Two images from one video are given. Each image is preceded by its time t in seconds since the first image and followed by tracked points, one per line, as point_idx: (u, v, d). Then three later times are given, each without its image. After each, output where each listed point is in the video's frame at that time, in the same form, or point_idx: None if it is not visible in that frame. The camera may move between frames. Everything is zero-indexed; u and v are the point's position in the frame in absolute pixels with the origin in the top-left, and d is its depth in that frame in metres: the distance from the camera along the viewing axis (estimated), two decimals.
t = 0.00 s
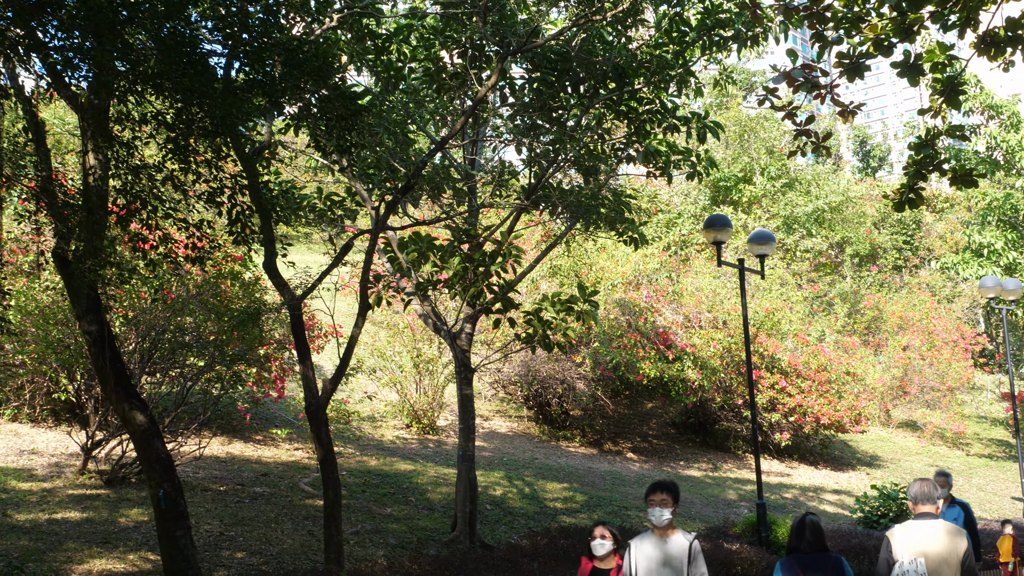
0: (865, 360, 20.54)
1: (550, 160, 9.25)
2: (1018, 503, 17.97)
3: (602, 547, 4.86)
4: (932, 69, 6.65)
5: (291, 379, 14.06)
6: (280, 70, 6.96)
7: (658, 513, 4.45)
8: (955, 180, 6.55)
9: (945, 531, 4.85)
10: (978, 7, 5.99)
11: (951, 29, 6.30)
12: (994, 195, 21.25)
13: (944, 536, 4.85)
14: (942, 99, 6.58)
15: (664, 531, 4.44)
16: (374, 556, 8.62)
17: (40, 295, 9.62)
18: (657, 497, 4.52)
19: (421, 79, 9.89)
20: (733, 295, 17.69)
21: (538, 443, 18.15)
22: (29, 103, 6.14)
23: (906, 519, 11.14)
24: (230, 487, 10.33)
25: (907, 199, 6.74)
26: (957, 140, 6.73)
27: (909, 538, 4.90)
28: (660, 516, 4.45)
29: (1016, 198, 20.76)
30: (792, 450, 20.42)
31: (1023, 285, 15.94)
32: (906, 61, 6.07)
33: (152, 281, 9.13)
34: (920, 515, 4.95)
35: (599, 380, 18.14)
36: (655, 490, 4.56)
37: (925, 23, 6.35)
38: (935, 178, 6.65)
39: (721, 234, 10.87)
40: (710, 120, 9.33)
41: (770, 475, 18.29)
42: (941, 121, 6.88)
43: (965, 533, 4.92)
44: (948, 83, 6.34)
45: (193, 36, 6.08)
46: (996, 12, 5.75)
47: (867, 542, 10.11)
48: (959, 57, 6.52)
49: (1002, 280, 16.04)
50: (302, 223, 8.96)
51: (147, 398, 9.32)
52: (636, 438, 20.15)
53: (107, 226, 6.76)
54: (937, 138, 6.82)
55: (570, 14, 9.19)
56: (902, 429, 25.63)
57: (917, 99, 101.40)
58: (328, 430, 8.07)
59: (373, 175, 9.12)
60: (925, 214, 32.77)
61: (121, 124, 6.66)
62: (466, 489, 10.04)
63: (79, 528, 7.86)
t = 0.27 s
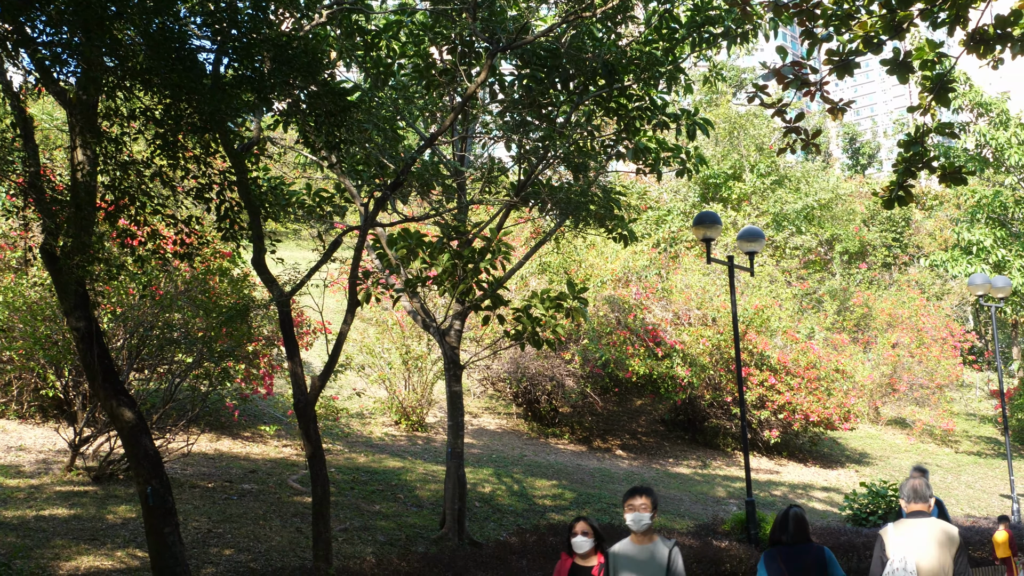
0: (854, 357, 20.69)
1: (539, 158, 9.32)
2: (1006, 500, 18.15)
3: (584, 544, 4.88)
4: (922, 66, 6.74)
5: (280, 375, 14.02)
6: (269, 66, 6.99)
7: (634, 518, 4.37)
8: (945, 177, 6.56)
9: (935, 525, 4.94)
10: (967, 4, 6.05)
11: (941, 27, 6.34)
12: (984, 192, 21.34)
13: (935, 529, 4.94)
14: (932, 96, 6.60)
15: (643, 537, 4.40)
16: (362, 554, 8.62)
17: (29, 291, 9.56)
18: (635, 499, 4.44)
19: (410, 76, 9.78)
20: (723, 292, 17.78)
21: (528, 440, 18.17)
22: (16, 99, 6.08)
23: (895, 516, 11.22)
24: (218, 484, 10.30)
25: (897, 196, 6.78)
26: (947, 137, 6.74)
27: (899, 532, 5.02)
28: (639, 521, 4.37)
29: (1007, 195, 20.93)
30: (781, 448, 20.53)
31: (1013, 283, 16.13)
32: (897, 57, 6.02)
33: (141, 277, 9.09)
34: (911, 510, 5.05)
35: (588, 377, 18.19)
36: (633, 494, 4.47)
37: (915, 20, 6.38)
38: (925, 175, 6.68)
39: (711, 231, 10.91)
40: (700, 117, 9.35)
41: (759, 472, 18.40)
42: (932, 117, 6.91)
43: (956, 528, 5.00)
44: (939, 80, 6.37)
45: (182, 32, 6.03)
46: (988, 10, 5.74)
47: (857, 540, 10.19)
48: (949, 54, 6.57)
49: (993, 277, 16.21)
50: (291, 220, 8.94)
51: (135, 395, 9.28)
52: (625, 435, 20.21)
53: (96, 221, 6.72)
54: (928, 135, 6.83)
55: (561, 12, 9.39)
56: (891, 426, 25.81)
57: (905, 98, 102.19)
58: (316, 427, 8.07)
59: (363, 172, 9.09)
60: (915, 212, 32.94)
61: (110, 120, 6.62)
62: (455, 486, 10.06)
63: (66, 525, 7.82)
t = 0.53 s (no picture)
0: (844, 355, 20.83)
1: (530, 155, 9.30)
2: (995, 499, 18.29)
3: (567, 548, 4.63)
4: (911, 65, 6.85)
5: (270, 373, 13.99)
6: (259, 64, 6.94)
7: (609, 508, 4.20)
8: (934, 175, 6.63)
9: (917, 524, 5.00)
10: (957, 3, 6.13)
11: (931, 25, 6.37)
12: (974, 190, 21.00)
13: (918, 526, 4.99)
14: (921, 95, 6.70)
15: (619, 528, 4.14)
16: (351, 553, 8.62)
17: (17, 288, 9.51)
18: (612, 491, 4.28)
19: (401, 73, 9.84)
20: (713, 290, 17.82)
21: (517, 438, 18.20)
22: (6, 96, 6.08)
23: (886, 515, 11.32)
24: (207, 482, 10.28)
25: (887, 195, 6.84)
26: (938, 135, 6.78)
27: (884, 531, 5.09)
28: (615, 513, 4.18)
29: (997, 193, 20.64)
30: (771, 446, 20.64)
31: (1002, 282, 16.23)
32: (885, 56, 6.14)
33: (130, 275, 9.06)
34: (894, 511, 5.10)
35: (578, 375, 18.24)
36: (610, 486, 4.31)
37: (904, 19, 6.47)
38: (914, 173, 6.75)
39: (701, 229, 10.96)
40: (691, 116, 9.39)
41: (749, 471, 18.50)
42: (921, 116, 6.97)
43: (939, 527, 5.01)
44: (929, 79, 6.46)
45: (172, 29, 6.06)
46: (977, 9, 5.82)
47: (847, 539, 10.27)
48: (939, 53, 6.64)
49: (983, 276, 16.31)
50: (280, 218, 8.94)
51: (124, 392, 9.25)
52: (615, 434, 20.27)
53: (85, 219, 6.71)
54: (918, 133, 6.87)
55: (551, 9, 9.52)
56: (880, 425, 25.97)
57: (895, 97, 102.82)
58: (306, 425, 8.06)
59: (352, 170, 9.11)
60: (905, 210, 33.10)
61: (99, 117, 6.62)
62: (445, 485, 10.08)
63: (55, 524, 7.79)
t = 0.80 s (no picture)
0: (836, 355, 20.93)
1: (522, 154, 9.33)
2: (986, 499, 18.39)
3: (540, 551, 4.45)
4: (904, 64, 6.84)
5: (261, 372, 13.95)
6: (249, 62, 6.95)
7: (594, 520, 3.80)
8: (926, 175, 6.68)
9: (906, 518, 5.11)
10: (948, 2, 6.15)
11: (923, 25, 6.41)
12: (966, 189, 19.98)
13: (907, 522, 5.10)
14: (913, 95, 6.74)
15: (605, 540, 3.80)
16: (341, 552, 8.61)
17: (6, 287, 9.47)
18: (596, 499, 3.87)
19: (393, 72, 9.79)
20: (704, 290, 17.86)
21: (509, 438, 18.21)
22: None
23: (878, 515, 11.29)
24: (197, 482, 10.24)
25: (879, 194, 6.85)
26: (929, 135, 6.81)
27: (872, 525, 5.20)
28: (598, 524, 3.80)
29: (989, 193, 19.91)
30: (763, 446, 20.71)
31: (993, 281, 16.32)
32: (877, 57, 6.18)
33: (119, 274, 9.03)
34: (886, 505, 5.20)
35: (569, 375, 18.27)
36: (594, 494, 3.91)
37: (897, 19, 6.47)
38: (905, 173, 6.79)
39: (693, 229, 10.98)
40: (682, 115, 9.39)
41: (740, 470, 18.56)
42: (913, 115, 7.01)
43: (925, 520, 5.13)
44: (920, 78, 6.50)
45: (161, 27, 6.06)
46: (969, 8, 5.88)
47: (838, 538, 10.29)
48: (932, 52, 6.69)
49: (974, 275, 16.41)
50: (271, 216, 8.91)
51: (114, 392, 9.22)
52: (606, 433, 20.30)
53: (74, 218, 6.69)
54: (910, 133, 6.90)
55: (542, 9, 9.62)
56: (871, 425, 26.09)
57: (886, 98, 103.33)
58: (297, 424, 8.05)
59: (343, 168, 9.09)
60: (896, 210, 33.28)
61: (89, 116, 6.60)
62: (435, 484, 10.07)
63: (44, 523, 7.76)
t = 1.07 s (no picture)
0: (825, 352, 21.13)
1: (514, 153, 9.40)
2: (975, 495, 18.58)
3: (514, 550, 4.43)
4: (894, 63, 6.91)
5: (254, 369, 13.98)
6: (243, 61, 6.99)
7: (574, 508, 4.03)
8: (915, 175, 6.74)
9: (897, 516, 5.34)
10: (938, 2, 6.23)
11: (913, 25, 6.49)
12: (955, 189, 20.08)
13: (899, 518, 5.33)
14: (903, 94, 6.84)
15: (586, 528, 4.02)
16: (334, 548, 8.65)
17: None
18: (575, 489, 4.08)
19: (385, 70, 9.79)
20: (695, 287, 17.96)
21: (500, 435, 18.28)
22: None
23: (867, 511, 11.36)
24: (191, 478, 10.28)
25: (869, 193, 6.91)
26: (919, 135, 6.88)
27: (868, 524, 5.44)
28: (578, 513, 4.03)
29: (978, 191, 19.86)
30: (753, 442, 20.85)
31: (981, 278, 16.50)
32: (867, 56, 6.25)
33: (114, 271, 9.04)
34: (880, 504, 5.42)
35: (561, 372, 18.36)
36: (573, 482, 4.11)
37: (887, 19, 6.57)
38: (895, 172, 6.86)
39: (682, 227, 11.07)
40: (674, 114, 9.47)
41: (731, 467, 18.71)
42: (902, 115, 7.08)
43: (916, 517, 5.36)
44: (909, 78, 6.61)
45: (157, 26, 6.10)
46: (959, 8, 5.93)
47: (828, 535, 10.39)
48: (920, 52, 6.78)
49: (962, 273, 16.59)
50: (264, 214, 8.94)
51: (108, 389, 9.23)
52: (597, 430, 20.40)
53: (69, 215, 6.71)
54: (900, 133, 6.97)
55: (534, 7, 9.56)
56: (861, 422, 26.29)
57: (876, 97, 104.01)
58: (290, 421, 8.09)
59: (336, 166, 9.12)
60: (886, 209, 33.53)
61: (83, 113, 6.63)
62: (428, 480, 10.12)
63: (39, 519, 7.78)
